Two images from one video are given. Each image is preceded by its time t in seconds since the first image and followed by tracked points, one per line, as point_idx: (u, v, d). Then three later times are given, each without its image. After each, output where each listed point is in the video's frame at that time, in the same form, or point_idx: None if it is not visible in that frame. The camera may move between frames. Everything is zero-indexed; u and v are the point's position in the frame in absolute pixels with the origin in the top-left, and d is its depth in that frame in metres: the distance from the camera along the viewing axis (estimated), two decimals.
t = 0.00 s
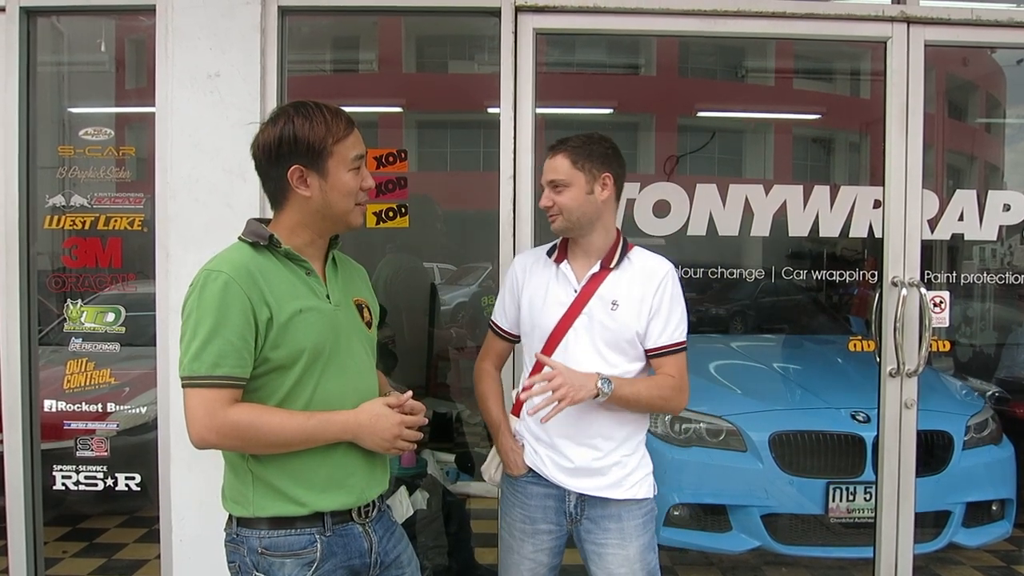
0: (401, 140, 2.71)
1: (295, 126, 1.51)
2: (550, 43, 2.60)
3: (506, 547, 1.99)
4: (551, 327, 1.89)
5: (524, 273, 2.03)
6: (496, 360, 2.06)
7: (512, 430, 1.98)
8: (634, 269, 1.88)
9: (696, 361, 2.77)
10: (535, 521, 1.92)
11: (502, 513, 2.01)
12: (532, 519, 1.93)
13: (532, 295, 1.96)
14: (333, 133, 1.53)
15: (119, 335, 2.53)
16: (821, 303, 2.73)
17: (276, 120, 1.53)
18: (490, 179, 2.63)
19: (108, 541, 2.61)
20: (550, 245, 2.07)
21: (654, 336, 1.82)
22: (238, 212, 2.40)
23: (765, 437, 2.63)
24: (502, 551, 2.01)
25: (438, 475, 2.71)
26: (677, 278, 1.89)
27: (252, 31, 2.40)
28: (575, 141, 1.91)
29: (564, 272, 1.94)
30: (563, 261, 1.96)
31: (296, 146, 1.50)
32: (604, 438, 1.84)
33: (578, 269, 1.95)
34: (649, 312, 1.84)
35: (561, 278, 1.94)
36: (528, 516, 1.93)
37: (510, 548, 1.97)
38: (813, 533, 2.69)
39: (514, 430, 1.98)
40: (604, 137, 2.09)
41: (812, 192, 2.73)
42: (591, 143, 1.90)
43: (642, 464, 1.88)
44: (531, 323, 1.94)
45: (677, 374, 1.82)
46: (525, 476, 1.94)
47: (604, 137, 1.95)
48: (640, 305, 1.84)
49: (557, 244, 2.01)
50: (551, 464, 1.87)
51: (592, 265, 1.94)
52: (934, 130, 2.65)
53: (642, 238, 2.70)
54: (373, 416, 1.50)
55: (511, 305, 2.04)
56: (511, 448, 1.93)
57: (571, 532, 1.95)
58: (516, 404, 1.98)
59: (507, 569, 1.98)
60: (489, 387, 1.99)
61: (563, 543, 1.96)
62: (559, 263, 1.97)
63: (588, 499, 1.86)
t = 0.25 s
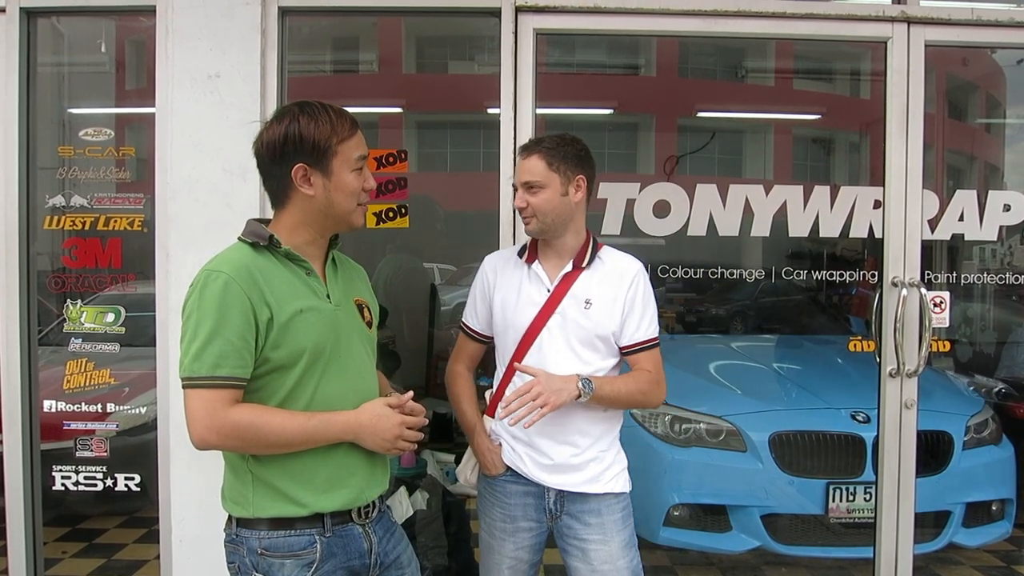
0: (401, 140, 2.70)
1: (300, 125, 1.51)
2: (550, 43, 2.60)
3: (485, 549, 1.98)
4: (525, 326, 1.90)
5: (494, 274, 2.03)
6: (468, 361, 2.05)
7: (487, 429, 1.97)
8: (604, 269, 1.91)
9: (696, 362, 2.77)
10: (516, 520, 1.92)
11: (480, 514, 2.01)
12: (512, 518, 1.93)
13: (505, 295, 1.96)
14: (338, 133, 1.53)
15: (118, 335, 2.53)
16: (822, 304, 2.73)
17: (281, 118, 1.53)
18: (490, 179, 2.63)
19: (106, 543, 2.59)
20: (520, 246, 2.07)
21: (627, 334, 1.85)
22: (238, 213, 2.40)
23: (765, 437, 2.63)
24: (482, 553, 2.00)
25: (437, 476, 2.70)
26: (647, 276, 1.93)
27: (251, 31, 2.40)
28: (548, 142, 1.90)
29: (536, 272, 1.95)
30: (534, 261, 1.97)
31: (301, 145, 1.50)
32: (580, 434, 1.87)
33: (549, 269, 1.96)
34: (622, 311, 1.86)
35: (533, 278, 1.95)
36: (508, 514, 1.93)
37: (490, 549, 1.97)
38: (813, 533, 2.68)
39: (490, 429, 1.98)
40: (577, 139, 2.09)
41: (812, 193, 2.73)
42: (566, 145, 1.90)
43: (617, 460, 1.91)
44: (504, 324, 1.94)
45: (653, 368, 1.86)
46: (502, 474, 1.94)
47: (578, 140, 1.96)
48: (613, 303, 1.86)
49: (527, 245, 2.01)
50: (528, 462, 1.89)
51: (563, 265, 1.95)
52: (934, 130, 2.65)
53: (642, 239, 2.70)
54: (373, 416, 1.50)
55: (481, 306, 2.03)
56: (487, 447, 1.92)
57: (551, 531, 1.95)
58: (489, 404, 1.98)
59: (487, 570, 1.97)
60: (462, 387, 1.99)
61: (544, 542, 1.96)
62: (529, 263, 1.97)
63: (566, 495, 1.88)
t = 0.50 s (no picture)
0: (401, 140, 2.71)
1: (305, 127, 1.51)
2: (550, 43, 2.59)
3: (479, 550, 1.97)
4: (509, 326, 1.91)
5: (473, 274, 2.02)
6: (447, 364, 2.01)
7: (474, 430, 1.95)
8: (582, 267, 1.94)
9: (696, 362, 2.77)
10: (510, 519, 1.91)
11: (473, 516, 1.99)
12: (506, 517, 1.91)
13: (487, 296, 1.96)
14: (343, 136, 1.53)
15: (118, 336, 2.52)
16: (822, 304, 2.73)
17: (286, 119, 1.52)
18: (490, 179, 2.63)
19: (106, 543, 2.59)
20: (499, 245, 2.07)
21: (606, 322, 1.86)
22: (237, 213, 2.39)
23: (766, 437, 2.62)
24: (475, 555, 1.98)
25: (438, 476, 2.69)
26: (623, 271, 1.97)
27: (251, 31, 2.40)
28: (557, 146, 1.90)
29: (516, 271, 1.97)
30: (514, 261, 1.98)
31: (304, 146, 1.50)
32: (570, 429, 1.89)
33: (530, 268, 1.97)
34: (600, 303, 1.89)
35: (513, 278, 1.97)
36: (501, 514, 1.92)
37: (484, 549, 1.95)
38: (814, 533, 2.68)
39: (476, 430, 1.96)
40: (576, 145, 2.10)
41: (812, 192, 2.72)
42: (571, 152, 1.91)
43: (605, 453, 1.94)
44: (487, 323, 1.95)
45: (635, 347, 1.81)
46: (495, 475, 1.92)
47: (581, 148, 1.97)
48: (592, 296, 1.89)
49: (506, 244, 2.02)
50: (521, 459, 1.87)
51: (545, 263, 1.97)
52: (935, 129, 2.65)
53: (642, 239, 2.69)
54: (372, 418, 1.50)
55: (461, 306, 2.01)
56: (478, 449, 1.90)
57: (544, 528, 1.95)
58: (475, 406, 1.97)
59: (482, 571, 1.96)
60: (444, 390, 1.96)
61: (537, 539, 1.96)
62: (509, 263, 1.98)
63: (559, 491, 1.88)
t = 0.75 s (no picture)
0: (400, 139, 2.71)
1: (297, 125, 1.50)
2: (549, 42, 2.59)
3: (480, 551, 1.96)
4: (509, 326, 1.90)
5: (472, 274, 2.00)
6: (446, 365, 2.01)
7: (474, 431, 1.94)
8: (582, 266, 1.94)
9: (696, 361, 2.76)
10: (511, 519, 1.91)
11: (474, 516, 1.99)
12: (508, 518, 1.91)
13: (485, 296, 1.95)
14: (335, 133, 1.52)
15: (116, 334, 2.52)
16: (822, 303, 2.73)
17: (278, 118, 1.52)
18: (489, 178, 2.62)
19: (104, 542, 2.58)
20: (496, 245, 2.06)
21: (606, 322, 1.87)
22: (236, 212, 2.39)
23: (765, 436, 2.62)
24: (476, 555, 1.98)
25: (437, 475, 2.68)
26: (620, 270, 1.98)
27: (250, 30, 2.40)
28: (566, 148, 1.89)
29: (516, 271, 1.95)
30: (513, 261, 1.97)
31: (297, 145, 1.50)
32: (572, 431, 1.89)
33: (529, 267, 1.96)
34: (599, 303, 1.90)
35: (513, 277, 1.95)
36: (503, 515, 1.91)
37: (486, 550, 1.95)
38: (813, 532, 2.68)
39: (476, 431, 1.95)
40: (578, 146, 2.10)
41: (812, 192, 2.72)
42: (579, 155, 1.91)
43: (607, 454, 1.95)
44: (487, 324, 1.93)
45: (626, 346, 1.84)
46: (498, 475, 1.91)
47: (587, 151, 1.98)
48: (592, 296, 1.90)
49: (505, 243, 2.00)
50: (524, 461, 1.87)
51: (544, 263, 1.96)
52: (935, 129, 2.64)
53: (641, 238, 2.69)
54: (372, 415, 1.49)
55: (460, 308, 2.00)
56: (479, 449, 1.89)
57: (545, 529, 1.95)
58: (475, 406, 1.96)
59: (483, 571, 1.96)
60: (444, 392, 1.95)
61: (538, 540, 1.96)
62: (508, 263, 1.97)
63: (561, 492, 1.89)
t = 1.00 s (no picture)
0: (401, 138, 2.71)
1: (293, 125, 1.50)
2: (549, 41, 2.60)
3: (497, 549, 1.97)
4: (530, 326, 1.90)
5: (494, 272, 2.01)
6: (467, 361, 2.03)
7: (493, 430, 1.94)
8: (606, 267, 1.92)
9: (695, 361, 2.77)
10: (529, 520, 1.91)
11: (492, 515, 2.00)
12: (526, 518, 1.92)
13: (507, 295, 1.95)
14: (331, 132, 1.52)
15: (117, 333, 2.52)
16: (821, 303, 2.73)
17: (275, 117, 1.53)
18: (490, 177, 2.62)
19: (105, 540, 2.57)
20: (519, 244, 2.07)
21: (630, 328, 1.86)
22: (237, 211, 2.39)
23: (765, 436, 2.62)
24: (492, 553, 1.99)
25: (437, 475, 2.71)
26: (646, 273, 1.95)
27: (251, 29, 2.40)
28: (580, 141, 1.90)
29: (539, 270, 1.95)
30: (536, 260, 1.96)
31: (293, 144, 1.50)
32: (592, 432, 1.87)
33: (552, 267, 1.96)
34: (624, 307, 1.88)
35: (536, 276, 1.95)
36: (521, 515, 1.92)
37: (503, 549, 1.95)
38: (813, 532, 2.68)
39: (495, 430, 1.95)
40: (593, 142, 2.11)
41: (811, 192, 2.73)
42: (592, 147, 1.91)
43: (627, 456, 1.93)
44: (509, 323, 1.93)
45: (648, 357, 1.85)
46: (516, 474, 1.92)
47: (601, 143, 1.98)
48: (616, 299, 1.88)
49: (528, 242, 2.01)
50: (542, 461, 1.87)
51: (567, 262, 1.95)
52: (934, 129, 2.65)
53: (641, 238, 2.69)
54: (376, 412, 1.50)
55: (482, 306, 2.01)
56: (497, 449, 1.89)
57: (562, 529, 1.96)
58: (494, 404, 1.96)
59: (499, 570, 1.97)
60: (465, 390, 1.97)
61: (556, 540, 1.96)
62: (532, 262, 1.97)
63: (579, 492, 1.88)
